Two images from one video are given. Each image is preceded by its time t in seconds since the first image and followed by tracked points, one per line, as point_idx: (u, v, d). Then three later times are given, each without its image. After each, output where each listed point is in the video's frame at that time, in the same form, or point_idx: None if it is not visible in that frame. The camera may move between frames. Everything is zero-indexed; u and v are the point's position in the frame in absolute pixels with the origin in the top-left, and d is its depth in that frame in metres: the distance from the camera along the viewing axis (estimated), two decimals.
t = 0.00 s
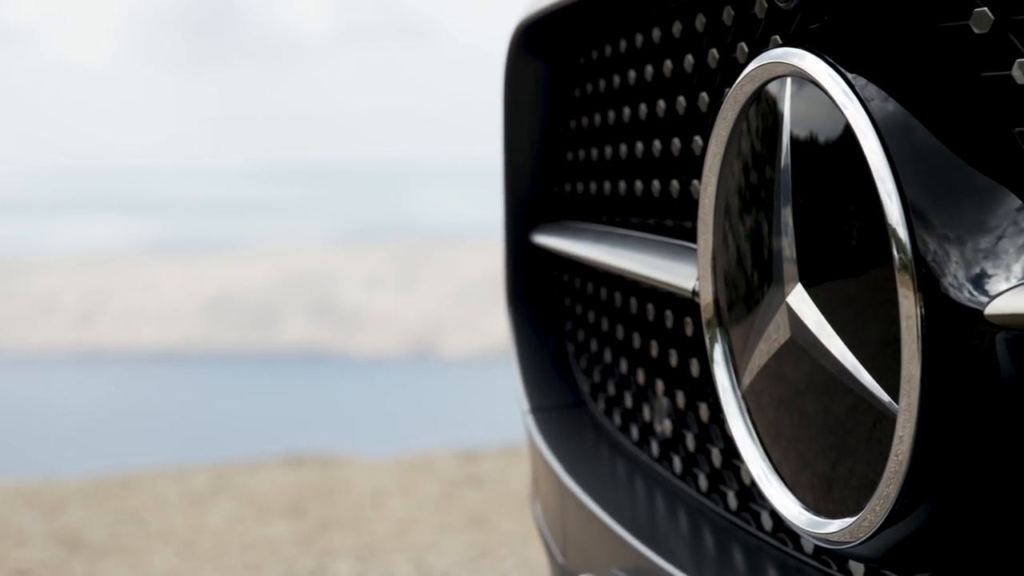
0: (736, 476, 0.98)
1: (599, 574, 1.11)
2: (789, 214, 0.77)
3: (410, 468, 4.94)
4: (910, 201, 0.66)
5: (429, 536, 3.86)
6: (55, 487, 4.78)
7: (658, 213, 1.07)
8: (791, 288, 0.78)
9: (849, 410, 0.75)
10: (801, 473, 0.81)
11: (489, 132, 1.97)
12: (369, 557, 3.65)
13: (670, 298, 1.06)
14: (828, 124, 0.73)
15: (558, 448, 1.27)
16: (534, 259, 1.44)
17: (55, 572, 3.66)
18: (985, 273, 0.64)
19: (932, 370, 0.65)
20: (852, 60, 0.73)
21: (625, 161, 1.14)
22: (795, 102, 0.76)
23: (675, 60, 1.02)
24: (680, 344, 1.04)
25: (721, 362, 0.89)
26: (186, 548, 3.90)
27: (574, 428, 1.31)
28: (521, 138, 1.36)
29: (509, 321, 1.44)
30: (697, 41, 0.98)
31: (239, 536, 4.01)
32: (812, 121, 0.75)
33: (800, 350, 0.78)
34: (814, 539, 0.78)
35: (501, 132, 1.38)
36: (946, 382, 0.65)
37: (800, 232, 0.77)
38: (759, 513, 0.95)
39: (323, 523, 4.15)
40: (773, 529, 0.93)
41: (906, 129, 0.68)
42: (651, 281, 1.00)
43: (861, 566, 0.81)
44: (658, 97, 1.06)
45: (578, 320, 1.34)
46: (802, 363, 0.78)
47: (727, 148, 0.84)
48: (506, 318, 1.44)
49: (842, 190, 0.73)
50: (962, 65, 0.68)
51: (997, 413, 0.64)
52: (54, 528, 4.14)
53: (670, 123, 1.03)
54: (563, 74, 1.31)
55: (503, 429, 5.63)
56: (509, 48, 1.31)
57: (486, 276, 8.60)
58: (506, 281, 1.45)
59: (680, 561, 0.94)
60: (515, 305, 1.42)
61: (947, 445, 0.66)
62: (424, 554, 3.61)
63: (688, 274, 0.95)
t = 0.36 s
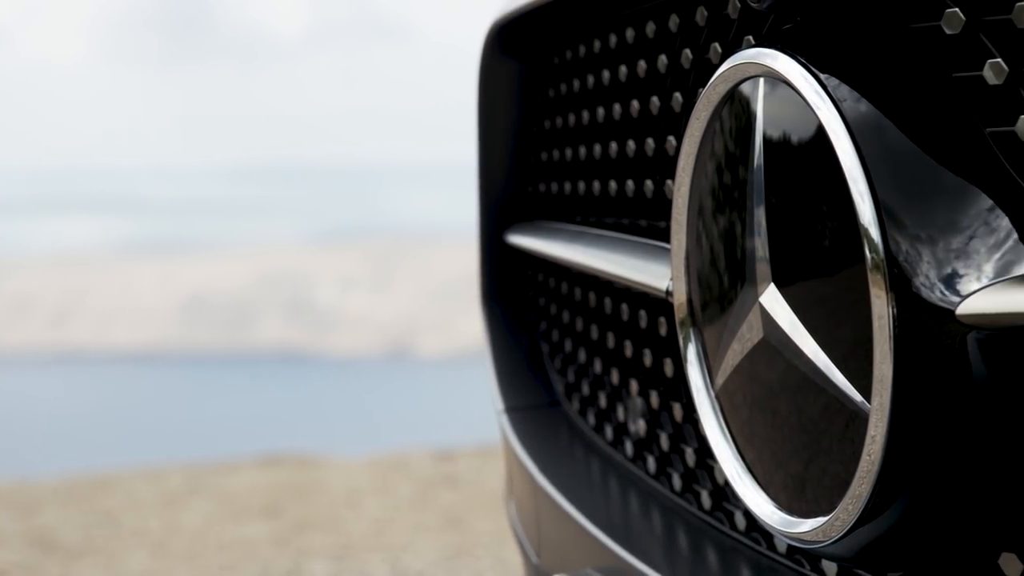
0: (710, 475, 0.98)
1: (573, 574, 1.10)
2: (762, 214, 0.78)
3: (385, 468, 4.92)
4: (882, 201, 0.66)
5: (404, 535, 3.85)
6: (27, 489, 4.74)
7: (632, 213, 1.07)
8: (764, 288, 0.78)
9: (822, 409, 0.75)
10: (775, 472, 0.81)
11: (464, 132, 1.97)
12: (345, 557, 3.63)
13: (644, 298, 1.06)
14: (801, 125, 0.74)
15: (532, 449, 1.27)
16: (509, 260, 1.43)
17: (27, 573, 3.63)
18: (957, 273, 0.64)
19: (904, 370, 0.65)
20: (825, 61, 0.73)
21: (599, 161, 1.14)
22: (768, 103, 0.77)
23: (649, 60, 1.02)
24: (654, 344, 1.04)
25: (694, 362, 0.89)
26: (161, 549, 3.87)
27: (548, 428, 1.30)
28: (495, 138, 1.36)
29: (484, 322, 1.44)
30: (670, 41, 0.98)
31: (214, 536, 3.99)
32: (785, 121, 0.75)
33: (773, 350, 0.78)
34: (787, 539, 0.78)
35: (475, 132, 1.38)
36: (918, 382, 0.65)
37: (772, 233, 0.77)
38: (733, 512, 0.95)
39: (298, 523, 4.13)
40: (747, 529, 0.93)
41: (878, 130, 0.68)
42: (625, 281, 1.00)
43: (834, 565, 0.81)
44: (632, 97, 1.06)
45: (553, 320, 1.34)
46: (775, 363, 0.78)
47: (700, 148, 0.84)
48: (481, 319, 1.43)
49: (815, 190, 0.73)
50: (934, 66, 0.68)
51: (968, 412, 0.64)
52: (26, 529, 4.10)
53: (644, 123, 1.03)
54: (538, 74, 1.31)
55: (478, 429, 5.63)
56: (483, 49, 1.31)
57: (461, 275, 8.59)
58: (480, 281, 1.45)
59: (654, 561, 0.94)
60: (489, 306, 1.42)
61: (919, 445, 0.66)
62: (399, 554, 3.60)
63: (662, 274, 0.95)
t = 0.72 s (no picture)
0: (682, 475, 0.98)
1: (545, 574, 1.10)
2: (733, 214, 0.78)
3: (358, 468, 4.91)
4: (852, 201, 0.67)
5: (377, 535, 3.83)
6: None
7: (604, 213, 1.07)
8: (736, 288, 0.78)
9: (792, 409, 0.75)
10: (746, 472, 0.81)
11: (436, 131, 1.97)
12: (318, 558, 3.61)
13: (616, 298, 1.05)
14: (771, 125, 0.74)
15: (505, 449, 1.26)
16: (481, 260, 1.43)
17: None
18: (926, 272, 0.64)
19: (873, 369, 0.65)
20: (795, 61, 0.73)
21: (571, 161, 1.14)
22: (739, 103, 0.77)
23: (621, 60, 1.02)
24: (626, 344, 1.04)
25: (666, 362, 0.89)
26: (133, 549, 3.84)
27: (521, 428, 1.30)
28: (467, 138, 1.35)
29: (456, 322, 1.43)
30: (642, 41, 0.98)
31: (186, 536, 3.96)
32: (756, 122, 0.75)
33: (743, 350, 0.78)
34: (758, 538, 0.79)
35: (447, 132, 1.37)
36: (887, 382, 0.65)
37: (743, 233, 0.77)
38: (704, 511, 0.95)
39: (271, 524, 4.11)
40: (718, 528, 0.93)
41: (848, 130, 0.68)
42: (597, 280, 1.00)
43: (804, 565, 0.81)
44: (604, 97, 1.06)
45: (525, 320, 1.34)
46: (746, 363, 0.78)
47: (672, 148, 0.84)
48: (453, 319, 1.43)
49: (785, 190, 0.73)
50: (902, 66, 0.69)
51: (937, 412, 0.65)
52: None
53: (616, 123, 1.03)
54: (510, 74, 1.31)
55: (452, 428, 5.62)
56: (455, 49, 1.30)
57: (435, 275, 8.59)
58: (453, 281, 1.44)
59: (625, 561, 0.94)
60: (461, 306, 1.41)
61: (888, 444, 0.66)
62: (372, 554, 3.59)
63: (634, 274, 0.95)
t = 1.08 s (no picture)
0: (654, 474, 0.98)
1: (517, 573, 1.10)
2: (704, 214, 0.78)
3: (331, 468, 4.89)
4: (822, 201, 0.67)
5: (351, 535, 3.82)
6: None
7: (576, 213, 1.07)
8: (707, 287, 0.78)
9: (763, 409, 0.75)
10: (717, 472, 0.81)
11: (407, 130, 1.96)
12: (292, 558, 3.59)
13: (588, 298, 1.05)
14: (743, 124, 0.74)
15: (477, 449, 1.26)
16: (454, 260, 1.42)
17: None
18: (895, 272, 0.64)
19: (843, 369, 0.66)
20: (766, 61, 0.73)
21: (542, 161, 1.14)
22: (710, 103, 0.77)
23: (592, 60, 1.02)
24: (599, 343, 1.04)
25: (637, 361, 0.89)
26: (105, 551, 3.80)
27: (493, 428, 1.30)
28: (440, 138, 1.35)
29: (428, 323, 1.43)
30: (613, 41, 0.98)
31: (159, 538, 3.93)
32: (727, 122, 0.75)
33: (715, 350, 0.78)
34: (730, 538, 0.79)
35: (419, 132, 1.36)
36: (858, 381, 0.65)
37: (714, 233, 0.77)
38: (676, 511, 0.95)
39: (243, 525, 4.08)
40: (690, 528, 0.93)
41: (819, 130, 0.68)
42: (569, 280, 0.99)
43: (775, 564, 0.81)
44: (575, 97, 1.06)
45: (498, 320, 1.33)
46: (718, 363, 0.78)
47: (644, 148, 0.84)
48: (425, 319, 1.42)
49: (756, 190, 0.73)
50: (872, 67, 0.69)
51: (907, 411, 0.65)
52: None
53: (587, 124, 1.03)
54: (482, 74, 1.30)
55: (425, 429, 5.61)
56: (428, 48, 1.30)
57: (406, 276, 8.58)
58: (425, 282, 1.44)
59: (598, 561, 0.94)
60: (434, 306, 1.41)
61: (859, 444, 0.66)
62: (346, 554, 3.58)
63: (605, 274, 0.95)
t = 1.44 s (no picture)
0: (626, 474, 0.98)
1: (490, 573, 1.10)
2: (675, 215, 0.78)
3: (305, 469, 4.87)
4: (793, 201, 0.67)
5: (325, 536, 3.81)
6: None
7: (549, 213, 1.07)
8: (679, 287, 0.78)
9: (735, 409, 0.75)
10: (689, 472, 0.81)
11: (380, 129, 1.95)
12: (267, 559, 3.57)
13: (561, 298, 1.05)
14: (714, 125, 0.74)
15: (450, 449, 1.26)
16: (427, 260, 1.42)
17: None
18: (866, 273, 0.65)
19: (814, 369, 0.66)
20: (737, 62, 0.73)
21: (515, 161, 1.13)
22: (682, 103, 0.77)
23: (565, 61, 1.02)
24: (571, 344, 1.04)
25: (610, 361, 0.89)
26: (79, 551, 3.76)
27: (466, 428, 1.30)
28: (413, 138, 1.34)
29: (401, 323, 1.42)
30: (586, 42, 0.98)
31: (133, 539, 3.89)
32: (699, 122, 0.75)
33: (686, 350, 0.79)
34: (702, 537, 0.79)
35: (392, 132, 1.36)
36: (829, 381, 0.65)
37: (686, 233, 0.77)
38: (649, 511, 0.95)
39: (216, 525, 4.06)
40: (662, 528, 0.93)
41: (790, 131, 0.68)
42: (542, 280, 0.99)
43: (747, 564, 0.82)
44: (548, 98, 1.05)
45: (471, 320, 1.33)
46: (690, 364, 0.78)
47: (616, 148, 0.84)
48: (398, 320, 1.42)
49: (728, 190, 0.73)
50: (843, 68, 0.69)
51: (878, 411, 0.65)
52: None
53: (560, 124, 1.03)
54: (455, 74, 1.30)
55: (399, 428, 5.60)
56: (400, 48, 1.29)
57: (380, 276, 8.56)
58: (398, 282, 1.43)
59: (570, 561, 0.94)
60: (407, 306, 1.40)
61: (830, 445, 0.67)
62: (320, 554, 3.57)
63: (578, 274, 0.95)
